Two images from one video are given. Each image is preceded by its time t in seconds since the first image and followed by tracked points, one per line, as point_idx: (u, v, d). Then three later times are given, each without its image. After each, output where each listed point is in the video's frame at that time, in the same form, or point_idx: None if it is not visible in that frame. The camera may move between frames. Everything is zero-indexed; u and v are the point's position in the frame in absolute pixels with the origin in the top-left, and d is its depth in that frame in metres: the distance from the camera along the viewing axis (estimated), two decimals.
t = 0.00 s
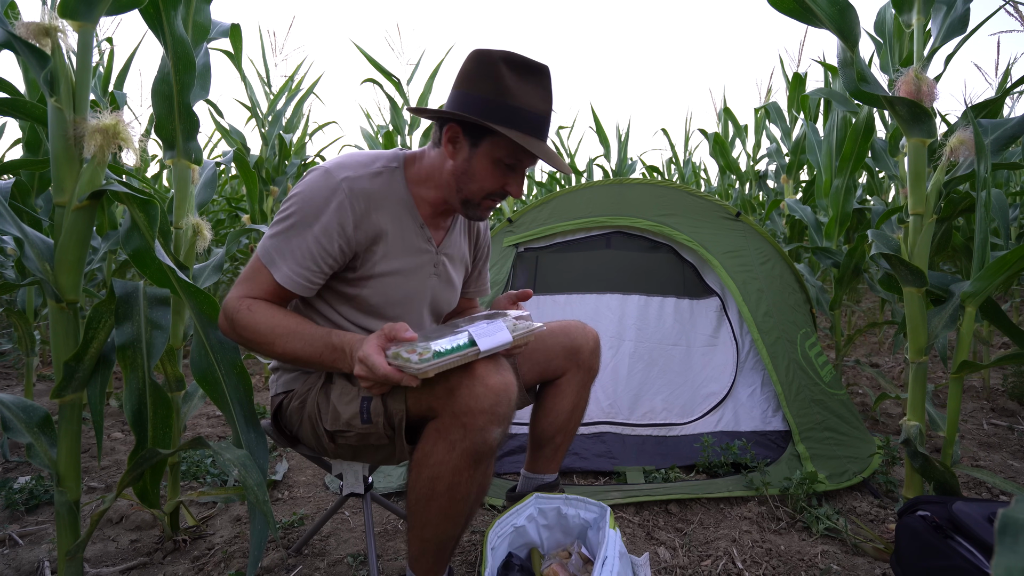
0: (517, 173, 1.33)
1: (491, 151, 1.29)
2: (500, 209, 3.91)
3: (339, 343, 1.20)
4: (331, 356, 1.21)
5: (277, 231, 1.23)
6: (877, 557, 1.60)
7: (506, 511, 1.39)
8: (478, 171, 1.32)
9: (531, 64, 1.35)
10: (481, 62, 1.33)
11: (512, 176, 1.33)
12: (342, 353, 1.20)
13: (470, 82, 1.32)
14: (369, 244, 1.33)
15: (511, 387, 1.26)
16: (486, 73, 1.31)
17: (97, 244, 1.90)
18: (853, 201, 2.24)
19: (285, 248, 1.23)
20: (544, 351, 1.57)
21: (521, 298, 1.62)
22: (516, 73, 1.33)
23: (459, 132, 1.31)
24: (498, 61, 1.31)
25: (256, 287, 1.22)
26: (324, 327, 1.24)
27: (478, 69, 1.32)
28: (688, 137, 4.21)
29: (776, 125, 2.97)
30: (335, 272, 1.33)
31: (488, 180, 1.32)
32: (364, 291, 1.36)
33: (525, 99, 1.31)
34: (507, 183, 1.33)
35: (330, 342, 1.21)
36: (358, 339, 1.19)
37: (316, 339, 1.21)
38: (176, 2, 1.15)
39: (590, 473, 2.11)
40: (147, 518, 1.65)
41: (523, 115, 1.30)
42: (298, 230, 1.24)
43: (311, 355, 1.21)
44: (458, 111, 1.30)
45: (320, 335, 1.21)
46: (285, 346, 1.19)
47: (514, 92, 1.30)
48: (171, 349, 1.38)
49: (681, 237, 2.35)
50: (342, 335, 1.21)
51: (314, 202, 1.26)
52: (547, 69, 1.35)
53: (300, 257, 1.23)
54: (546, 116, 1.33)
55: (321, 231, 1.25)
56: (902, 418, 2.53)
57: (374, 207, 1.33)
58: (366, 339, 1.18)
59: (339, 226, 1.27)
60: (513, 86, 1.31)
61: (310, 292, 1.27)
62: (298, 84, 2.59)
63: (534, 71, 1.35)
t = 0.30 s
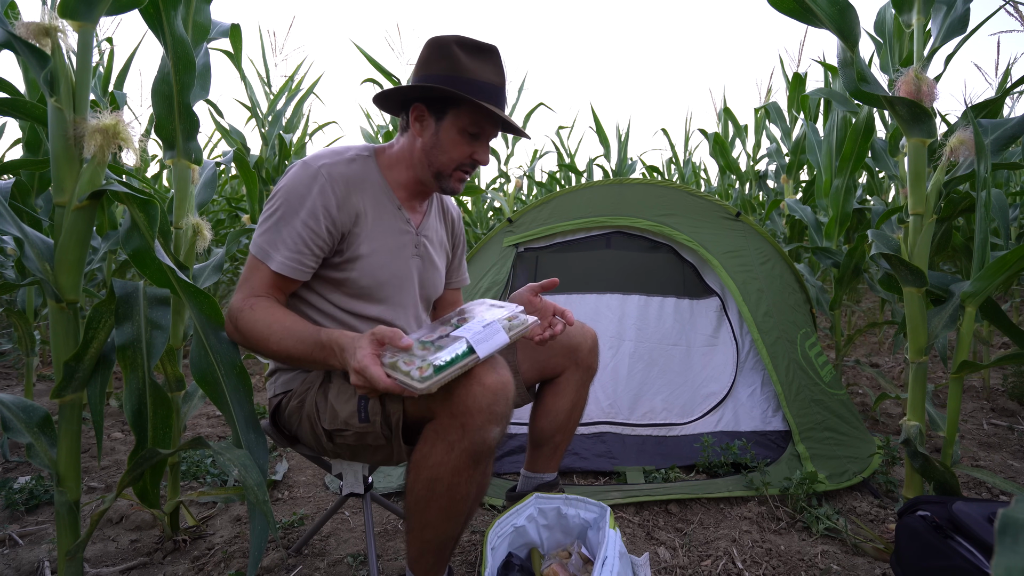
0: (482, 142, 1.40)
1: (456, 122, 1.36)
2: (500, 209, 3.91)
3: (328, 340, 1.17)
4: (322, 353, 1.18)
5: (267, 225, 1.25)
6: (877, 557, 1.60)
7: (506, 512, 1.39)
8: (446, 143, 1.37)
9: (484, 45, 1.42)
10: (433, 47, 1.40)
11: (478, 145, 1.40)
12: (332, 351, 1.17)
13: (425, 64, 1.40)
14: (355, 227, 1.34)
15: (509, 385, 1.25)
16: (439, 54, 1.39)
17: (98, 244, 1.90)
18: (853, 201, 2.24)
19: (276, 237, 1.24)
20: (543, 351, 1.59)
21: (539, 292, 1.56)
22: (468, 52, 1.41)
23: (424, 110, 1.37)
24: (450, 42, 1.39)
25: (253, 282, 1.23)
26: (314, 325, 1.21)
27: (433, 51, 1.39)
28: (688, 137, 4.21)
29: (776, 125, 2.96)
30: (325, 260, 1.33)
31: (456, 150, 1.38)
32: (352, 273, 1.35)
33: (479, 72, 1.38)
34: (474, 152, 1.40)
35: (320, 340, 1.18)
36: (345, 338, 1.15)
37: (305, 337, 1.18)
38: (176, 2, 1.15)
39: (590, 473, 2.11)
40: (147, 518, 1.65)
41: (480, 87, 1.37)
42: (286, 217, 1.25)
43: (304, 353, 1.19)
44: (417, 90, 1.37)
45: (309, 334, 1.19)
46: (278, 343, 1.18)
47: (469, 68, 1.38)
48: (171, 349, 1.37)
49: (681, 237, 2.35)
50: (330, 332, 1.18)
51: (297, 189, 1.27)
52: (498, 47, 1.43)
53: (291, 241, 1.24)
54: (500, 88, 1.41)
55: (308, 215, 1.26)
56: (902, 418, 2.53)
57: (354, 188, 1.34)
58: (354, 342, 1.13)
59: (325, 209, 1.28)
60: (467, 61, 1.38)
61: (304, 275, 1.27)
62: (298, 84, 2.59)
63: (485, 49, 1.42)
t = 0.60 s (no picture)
0: (461, 137, 1.43)
1: (434, 120, 1.38)
2: (500, 209, 3.91)
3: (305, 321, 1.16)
4: (299, 334, 1.16)
5: (258, 223, 1.26)
6: (877, 557, 1.61)
7: (506, 511, 1.40)
8: (425, 140, 1.39)
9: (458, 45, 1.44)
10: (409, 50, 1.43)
11: (456, 141, 1.42)
12: (308, 332, 1.15)
13: (403, 66, 1.42)
14: (345, 224, 1.34)
15: (496, 384, 1.24)
16: (414, 56, 1.41)
17: (98, 244, 1.91)
18: (853, 201, 2.24)
19: (266, 235, 1.25)
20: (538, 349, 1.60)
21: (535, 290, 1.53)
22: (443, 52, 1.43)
23: (403, 110, 1.39)
24: (424, 44, 1.41)
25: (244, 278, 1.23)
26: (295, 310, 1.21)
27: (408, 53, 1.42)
28: (688, 137, 4.21)
29: (776, 125, 2.96)
30: (317, 257, 1.34)
31: (436, 147, 1.40)
32: (343, 268, 1.35)
33: (454, 72, 1.41)
34: (454, 147, 1.42)
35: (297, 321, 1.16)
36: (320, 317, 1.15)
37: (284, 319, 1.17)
38: (176, 2, 1.16)
39: (590, 473, 2.11)
40: (147, 518, 1.65)
41: (455, 86, 1.39)
42: (276, 215, 1.26)
43: (283, 336, 1.17)
44: (395, 91, 1.39)
45: (285, 317, 1.17)
46: (258, 327, 1.17)
47: (444, 68, 1.40)
48: (171, 349, 1.38)
49: (681, 237, 2.35)
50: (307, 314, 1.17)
51: (286, 187, 1.29)
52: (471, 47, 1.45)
53: (282, 238, 1.26)
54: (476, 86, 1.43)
55: (297, 212, 1.27)
56: (902, 418, 2.53)
57: (342, 185, 1.35)
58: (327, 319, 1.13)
59: (313, 207, 1.28)
60: (442, 61, 1.40)
61: (297, 271, 1.28)
62: (298, 84, 2.60)
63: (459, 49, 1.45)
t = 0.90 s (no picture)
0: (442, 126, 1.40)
1: (410, 107, 1.39)
2: (500, 209, 3.91)
3: (289, 323, 1.16)
4: (282, 336, 1.17)
5: (257, 221, 1.27)
6: (877, 557, 1.60)
7: (506, 511, 1.39)
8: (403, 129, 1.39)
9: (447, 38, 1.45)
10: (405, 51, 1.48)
11: (434, 128, 1.39)
12: (292, 334, 1.16)
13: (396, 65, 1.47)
14: (343, 223, 1.34)
15: (498, 384, 1.24)
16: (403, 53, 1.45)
17: (98, 244, 1.91)
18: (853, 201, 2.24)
19: (263, 233, 1.26)
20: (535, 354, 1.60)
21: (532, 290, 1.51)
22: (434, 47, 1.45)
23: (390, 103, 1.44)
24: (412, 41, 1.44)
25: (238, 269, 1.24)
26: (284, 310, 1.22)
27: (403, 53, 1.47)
28: (688, 137, 4.21)
29: (776, 125, 2.96)
30: (316, 257, 1.34)
31: (415, 134, 1.38)
32: (341, 266, 1.35)
33: (436, 62, 1.41)
34: (431, 133, 1.39)
35: (282, 323, 1.17)
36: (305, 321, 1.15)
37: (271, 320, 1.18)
38: (177, 2, 1.16)
39: (590, 473, 2.11)
40: (147, 518, 1.65)
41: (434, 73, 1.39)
42: (274, 213, 1.27)
43: (270, 336, 1.18)
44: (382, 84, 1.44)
45: (274, 318, 1.18)
46: (246, 325, 1.18)
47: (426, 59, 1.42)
48: (171, 349, 1.38)
49: (681, 237, 2.35)
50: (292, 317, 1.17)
51: (284, 186, 1.29)
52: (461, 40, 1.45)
53: (278, 235, 1.26)
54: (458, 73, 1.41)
55: (294, 211, 1.27)
56: (902, 418, 2.53)
57: (340, 185, 1.35)
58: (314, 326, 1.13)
59: (310, 206, 1.29)
60: (426, 54, 1.42)
61: (294, 269, 1.28)
62: (298, 83, 2.60)
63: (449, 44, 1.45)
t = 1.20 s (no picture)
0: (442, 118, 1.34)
1: (406, 105, 1.33)
2: (500, 208, 3.91)
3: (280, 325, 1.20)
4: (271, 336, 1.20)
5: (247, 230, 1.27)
6: (877, 557, 1.60)
7: (506, 511, 1.39)
8: (404, 130, 1.34)
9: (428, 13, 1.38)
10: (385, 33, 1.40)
11: (436, 123, 1.34)
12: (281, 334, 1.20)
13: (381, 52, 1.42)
14: (337, 235, 1.33)
15: (504, 383, 1.24)
16: (383, 38, 1.38)
17: (98, 244, 1.91)
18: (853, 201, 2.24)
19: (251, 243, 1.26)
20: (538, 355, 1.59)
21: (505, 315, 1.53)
22: (415, 23, 1.38)
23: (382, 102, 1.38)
24: (390, 24, 1.37)
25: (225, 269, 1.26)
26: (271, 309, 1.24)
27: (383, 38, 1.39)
28: (688, 137, 4.21)
29: (776, 125, 2.96)
30: (308, 264, 1.35)
31: (416, 133, 1.33)
32: (338, 278, 1.35)
33: (419, 44, 1.34)
34: (435, 129, 1.33)
35: (273, 324, 1.21)
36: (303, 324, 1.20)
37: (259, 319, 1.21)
38: (177, 2, 1.16)
39: (590, 473, 2.11)
40: (147, 518, 1.65)
41: (423, 60, 1.32)
42: (262, 225, 1.26)
43: (256, 335, 1.21)
44: (369, 81, 1.37)
45: (263, 317, 1.21)
46: (236, 324, 1.20)
47: (409, 42, 1.35)
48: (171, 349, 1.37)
49: (681, 237, 2.35)
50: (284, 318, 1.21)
51: (274, 197, 1.27)
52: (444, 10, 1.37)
53: (265, 248, 1.26)
54: (448, 51, 1.34)
55: (282, 224, 1.27)
56: (902, 418, 2.53)
57: (334, 196, 1.33)
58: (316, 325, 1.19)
59: (298, 219, 1.28)
60: (406, 34, 1.36)
61: (280, 282, 1.29)
62: (298, 84, 2.60)
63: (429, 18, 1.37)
